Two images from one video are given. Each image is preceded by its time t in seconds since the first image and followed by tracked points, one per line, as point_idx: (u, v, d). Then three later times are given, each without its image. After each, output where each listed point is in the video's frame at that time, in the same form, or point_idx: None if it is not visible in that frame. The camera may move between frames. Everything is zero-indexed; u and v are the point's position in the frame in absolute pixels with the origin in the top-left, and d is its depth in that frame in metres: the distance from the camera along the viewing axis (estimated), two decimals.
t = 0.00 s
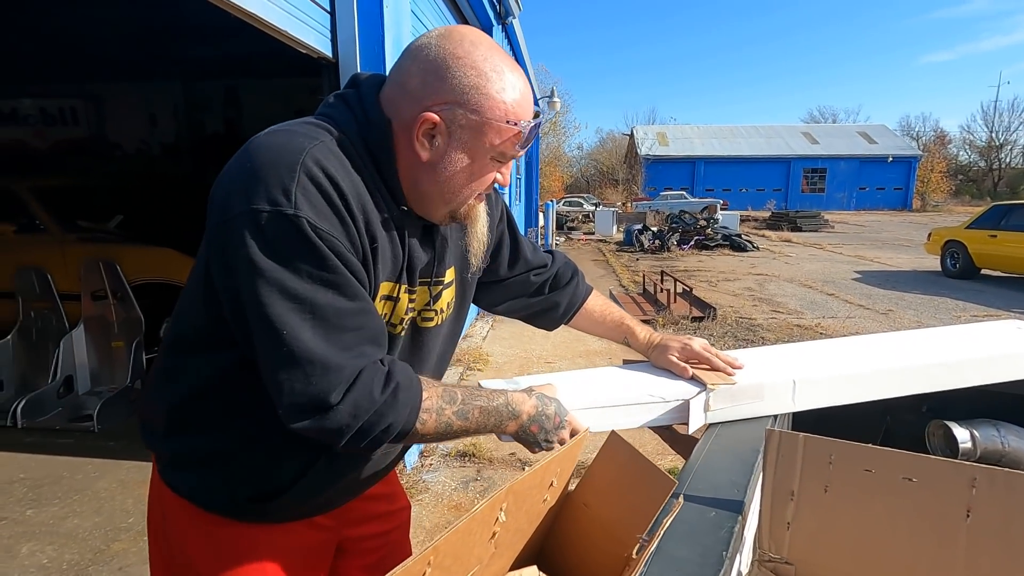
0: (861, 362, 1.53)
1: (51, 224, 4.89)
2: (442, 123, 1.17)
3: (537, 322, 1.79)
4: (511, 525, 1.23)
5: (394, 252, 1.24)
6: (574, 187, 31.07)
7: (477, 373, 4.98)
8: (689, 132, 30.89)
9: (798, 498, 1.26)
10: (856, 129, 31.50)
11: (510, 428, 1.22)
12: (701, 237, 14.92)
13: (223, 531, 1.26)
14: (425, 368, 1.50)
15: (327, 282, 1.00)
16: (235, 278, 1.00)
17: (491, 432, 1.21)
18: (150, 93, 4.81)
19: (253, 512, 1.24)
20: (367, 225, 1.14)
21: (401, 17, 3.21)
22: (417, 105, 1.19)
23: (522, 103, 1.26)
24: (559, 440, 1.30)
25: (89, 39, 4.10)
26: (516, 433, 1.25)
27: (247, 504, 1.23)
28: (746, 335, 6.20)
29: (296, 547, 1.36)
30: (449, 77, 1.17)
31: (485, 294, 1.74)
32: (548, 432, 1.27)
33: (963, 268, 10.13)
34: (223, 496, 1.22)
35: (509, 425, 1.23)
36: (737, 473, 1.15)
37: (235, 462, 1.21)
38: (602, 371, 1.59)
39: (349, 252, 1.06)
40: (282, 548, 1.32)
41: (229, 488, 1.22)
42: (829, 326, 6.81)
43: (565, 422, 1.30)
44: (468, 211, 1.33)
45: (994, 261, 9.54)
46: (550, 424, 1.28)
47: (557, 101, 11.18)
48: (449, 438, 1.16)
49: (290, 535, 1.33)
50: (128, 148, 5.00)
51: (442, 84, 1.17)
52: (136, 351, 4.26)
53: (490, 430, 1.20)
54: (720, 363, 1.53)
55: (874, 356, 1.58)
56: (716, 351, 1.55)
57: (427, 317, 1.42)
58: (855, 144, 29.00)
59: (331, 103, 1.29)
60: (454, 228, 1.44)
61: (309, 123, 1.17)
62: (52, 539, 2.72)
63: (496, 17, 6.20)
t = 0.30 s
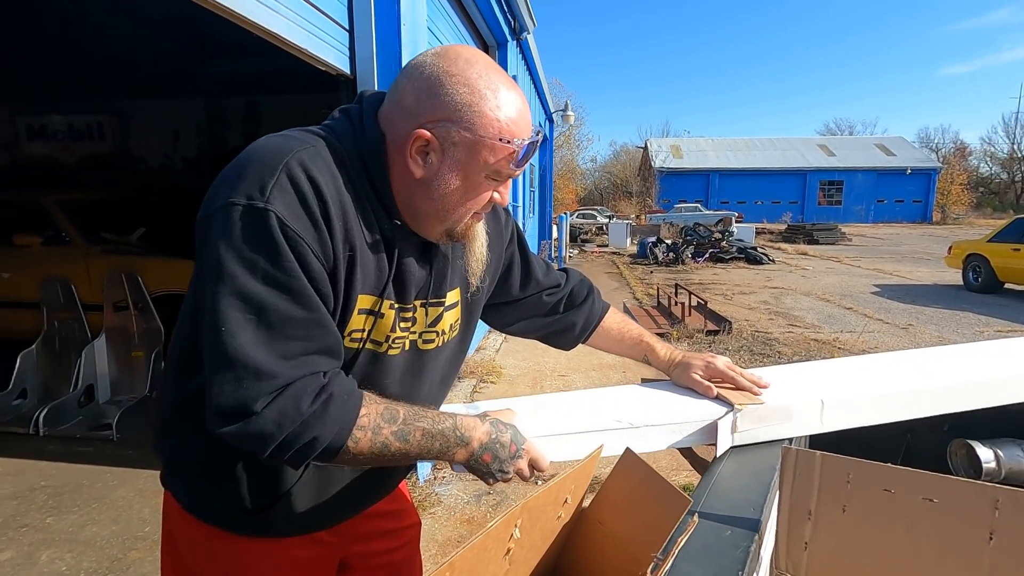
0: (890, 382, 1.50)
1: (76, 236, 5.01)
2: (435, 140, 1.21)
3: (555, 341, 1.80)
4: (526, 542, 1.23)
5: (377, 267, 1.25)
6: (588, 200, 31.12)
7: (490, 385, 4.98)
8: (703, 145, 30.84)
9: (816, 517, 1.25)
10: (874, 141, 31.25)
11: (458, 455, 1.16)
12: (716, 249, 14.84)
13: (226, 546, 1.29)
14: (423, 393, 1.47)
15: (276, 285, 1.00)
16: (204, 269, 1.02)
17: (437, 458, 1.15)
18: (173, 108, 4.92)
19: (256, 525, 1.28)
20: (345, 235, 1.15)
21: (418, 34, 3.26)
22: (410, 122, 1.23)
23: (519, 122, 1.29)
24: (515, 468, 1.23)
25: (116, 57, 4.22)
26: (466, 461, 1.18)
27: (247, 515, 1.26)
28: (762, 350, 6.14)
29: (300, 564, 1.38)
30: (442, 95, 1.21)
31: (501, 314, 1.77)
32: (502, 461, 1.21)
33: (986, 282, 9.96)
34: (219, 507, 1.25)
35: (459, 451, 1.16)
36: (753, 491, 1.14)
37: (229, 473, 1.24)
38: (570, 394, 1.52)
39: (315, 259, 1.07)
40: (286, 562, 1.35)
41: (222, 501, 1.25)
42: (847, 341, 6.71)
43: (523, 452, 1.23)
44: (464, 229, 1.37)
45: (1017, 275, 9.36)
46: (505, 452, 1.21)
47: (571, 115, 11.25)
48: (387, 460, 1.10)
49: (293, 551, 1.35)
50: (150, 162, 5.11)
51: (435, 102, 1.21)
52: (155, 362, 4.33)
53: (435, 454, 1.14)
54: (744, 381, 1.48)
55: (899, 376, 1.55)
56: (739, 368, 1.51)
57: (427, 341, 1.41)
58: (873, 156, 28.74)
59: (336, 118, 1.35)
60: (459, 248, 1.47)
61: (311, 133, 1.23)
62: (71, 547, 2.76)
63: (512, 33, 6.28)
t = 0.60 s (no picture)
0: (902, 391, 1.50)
1: (83, 241, 4.87)
2: (432, 150, 1.23)
3: (563, 351, 1.80)
4: (534, 549, 1.24)
5: (361, 279, 1.25)
6: (592, 207, 31.16)
7: (494, 393, 4.98)
8: (708, 152, 30.87)
9: (822, 526, 1.25)
10: (879, 148, 31.20)
11: (392, 476, 1.08)
12: (721, 256, 14.81)
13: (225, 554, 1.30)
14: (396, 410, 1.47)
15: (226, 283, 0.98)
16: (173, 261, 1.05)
17: (370, 479, 1.07)
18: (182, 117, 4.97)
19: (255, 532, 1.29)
20: (321, 244, 1.15)
21: (424, 43, 3.29)
22: (407, 133, 1.25)
23: (516, 129, 1.31)
24: (459, 493, 1.15)
25: (126, 66, 4.28)
26: (403, 484, 1.10)
27: (244, 528, 1.28)
28: (768, 357, 6.12)
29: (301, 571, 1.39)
30: (437, 105, 1.23)
31: (510, 325, 1.79)
32: (444, 485, 1.13)
33: (994, 289, 9.90)
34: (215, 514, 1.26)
35: (396, 473, 1.09)
36: (759, 500, 1.14)
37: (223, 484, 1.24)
38: (534, 410, 1.44)
39: (283, 266, 1.06)
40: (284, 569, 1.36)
41: (217, 517, 1.26)
42: (854, 349, 6.68)
43: (465, 476, 1.15)
44: (466, 237, 1.39)
45: None
46: (444, 476, 1.13)
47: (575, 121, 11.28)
48: (312, 476, 1.03)
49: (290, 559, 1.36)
50: (159, 169, 5.16)
51: (432, 112, 1.23)
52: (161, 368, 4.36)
53: (367, 474, 1.06)
54: (759, 392, 1.47)
55: (910, 385, 1.54)
56: (754, 379, 1.50)
57: (420, 352, 1.45)
58: (879, 163, 28.68)
59: (335, 128, 1.39)
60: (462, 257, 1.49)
61: (308, 144, 1.26)
62: (78, 552, 2.77)
63: (517, 41, 6.32)
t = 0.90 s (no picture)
0: (905, 389, 1.49)
1: (81, 240, 4.91)
2: (418, 152, 1.24)
3: (563, 352, 1.80)
4: (528, 546, 1.24)
5: (336, 288, 1.27)
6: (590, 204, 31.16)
7: (492, 390, 4.98)
8: (706, 149, 30.88)
9: (818, 522, 1.25)
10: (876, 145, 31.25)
11: (324, 491, 1.02)
12: (718, 253, 14.82)
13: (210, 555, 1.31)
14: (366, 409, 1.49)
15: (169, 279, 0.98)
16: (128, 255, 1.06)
17: (302, 491, 1.03)
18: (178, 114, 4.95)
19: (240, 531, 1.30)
20: (284, 250, 1.15)
21: (421, 39, 3.27)
22: (391, 135, 1.26)
23: (502, 127, 1.31)
24: (402, 511, 1.06)
25: (121, 63, 4.26)
26: (337, 500, 1.04)
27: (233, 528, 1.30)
28: (765, 354, 6.13)
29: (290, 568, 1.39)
30: (423, 106, 1.24)
31: (511, 325, 1.80)
32: (383, 502, 1.04)
33: (990, 286, 9.92)
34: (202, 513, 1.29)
35: (330, 488, 1.03)
36: (756, 498, 1.14)
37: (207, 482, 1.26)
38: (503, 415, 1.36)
39: (237, 270, 1.06)
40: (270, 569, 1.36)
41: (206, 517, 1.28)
42: (850, 345, 6.70)
43: (406, 493, 1.06)
44: (454, 239, 1.40)
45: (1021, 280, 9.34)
46: (382, 492, 1.04)
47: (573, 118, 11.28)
48: (236, 481, 1.00)
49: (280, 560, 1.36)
50: (155, 166, 5.15)
51: (416, 114, 1.24)
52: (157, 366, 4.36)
53: (296, 485, 1.01)
54: (763, 391, 1.45)
55: (909, 383, 1.54)
56: (757, 378, 1.48)
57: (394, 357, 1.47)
58: (876, 160, 28.71)
59: (315, 130, 1.40)
60: (449, 258, 1.52)
61: (284, 148, 1.27)
62: (75, 550, 2.76)
63: (514, 38, 6.31)
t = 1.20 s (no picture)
0: (910, 389, 1.48)
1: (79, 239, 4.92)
2: (402, 146, 1.25)
3: (565, 353, 1.80)
4: (529, 544, 1.21)
5: (316, 283, 1.27)
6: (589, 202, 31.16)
7: (491, 388, 4.98)
8: (705, 147, 30.88)
9: (817, 520, 1.25)
10: (875, 143, 31.28)
11: (268, 502, 1.00)
12: (717, 251, 14.81)
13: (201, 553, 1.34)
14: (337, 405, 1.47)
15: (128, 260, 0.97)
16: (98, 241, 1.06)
17: (244, 501, 1.01)
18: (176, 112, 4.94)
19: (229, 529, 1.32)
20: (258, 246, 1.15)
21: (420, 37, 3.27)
22: (375, 129, 1.27)
23: (487, 119, 1.31)
24: (355, 524, 1.06)
25: (119, 61, 4.24)
26: (284, 512, 1.03)
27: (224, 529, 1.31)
28: (763, 352, 6.15)
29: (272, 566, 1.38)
30: (406, 98, 1.25)
31: (512, 325, 1.81)
32: (334, 516, 1.04)
33: (988, 283, 9.94)
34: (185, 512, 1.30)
35: (276, 499, 1.02)
36: (755, 497, 1.15)
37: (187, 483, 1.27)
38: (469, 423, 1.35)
39: (204, 262, 1.05)
40: (260, 568, 1.36)
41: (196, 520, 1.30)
42: (849, 343, 6.71)
43: (359, 509, 1.05)
44: (441, 235, 1.41)
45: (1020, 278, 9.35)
46: (333, 507, 1.04)
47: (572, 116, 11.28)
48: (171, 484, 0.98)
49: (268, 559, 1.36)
50: (153, 164, 5.14)
51: (399, 108, 1.25)
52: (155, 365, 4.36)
53: (237, 494, 0.99)
54: (769, 393, 1.45)
55: (911, 383, 1.54)
56: (762, 380, 1.48)
57: (374, 351, 1.47)
58: (874, 158, 28.74)
59: (298, 125, 1.40)
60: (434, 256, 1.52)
61: (269, 144, 1.28)
62: (74, 548, 2.76)
63: (513, 36, 6.30)
